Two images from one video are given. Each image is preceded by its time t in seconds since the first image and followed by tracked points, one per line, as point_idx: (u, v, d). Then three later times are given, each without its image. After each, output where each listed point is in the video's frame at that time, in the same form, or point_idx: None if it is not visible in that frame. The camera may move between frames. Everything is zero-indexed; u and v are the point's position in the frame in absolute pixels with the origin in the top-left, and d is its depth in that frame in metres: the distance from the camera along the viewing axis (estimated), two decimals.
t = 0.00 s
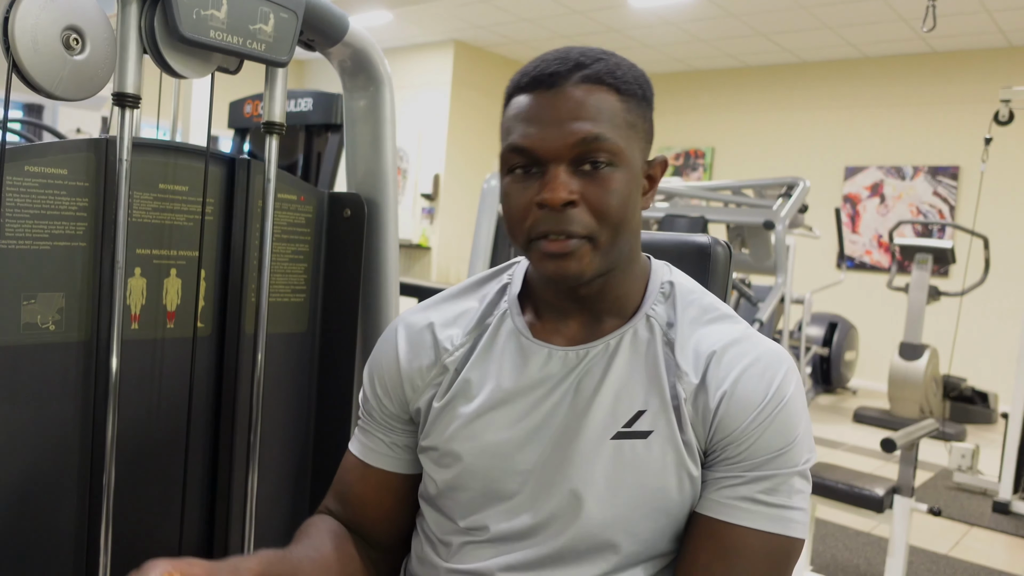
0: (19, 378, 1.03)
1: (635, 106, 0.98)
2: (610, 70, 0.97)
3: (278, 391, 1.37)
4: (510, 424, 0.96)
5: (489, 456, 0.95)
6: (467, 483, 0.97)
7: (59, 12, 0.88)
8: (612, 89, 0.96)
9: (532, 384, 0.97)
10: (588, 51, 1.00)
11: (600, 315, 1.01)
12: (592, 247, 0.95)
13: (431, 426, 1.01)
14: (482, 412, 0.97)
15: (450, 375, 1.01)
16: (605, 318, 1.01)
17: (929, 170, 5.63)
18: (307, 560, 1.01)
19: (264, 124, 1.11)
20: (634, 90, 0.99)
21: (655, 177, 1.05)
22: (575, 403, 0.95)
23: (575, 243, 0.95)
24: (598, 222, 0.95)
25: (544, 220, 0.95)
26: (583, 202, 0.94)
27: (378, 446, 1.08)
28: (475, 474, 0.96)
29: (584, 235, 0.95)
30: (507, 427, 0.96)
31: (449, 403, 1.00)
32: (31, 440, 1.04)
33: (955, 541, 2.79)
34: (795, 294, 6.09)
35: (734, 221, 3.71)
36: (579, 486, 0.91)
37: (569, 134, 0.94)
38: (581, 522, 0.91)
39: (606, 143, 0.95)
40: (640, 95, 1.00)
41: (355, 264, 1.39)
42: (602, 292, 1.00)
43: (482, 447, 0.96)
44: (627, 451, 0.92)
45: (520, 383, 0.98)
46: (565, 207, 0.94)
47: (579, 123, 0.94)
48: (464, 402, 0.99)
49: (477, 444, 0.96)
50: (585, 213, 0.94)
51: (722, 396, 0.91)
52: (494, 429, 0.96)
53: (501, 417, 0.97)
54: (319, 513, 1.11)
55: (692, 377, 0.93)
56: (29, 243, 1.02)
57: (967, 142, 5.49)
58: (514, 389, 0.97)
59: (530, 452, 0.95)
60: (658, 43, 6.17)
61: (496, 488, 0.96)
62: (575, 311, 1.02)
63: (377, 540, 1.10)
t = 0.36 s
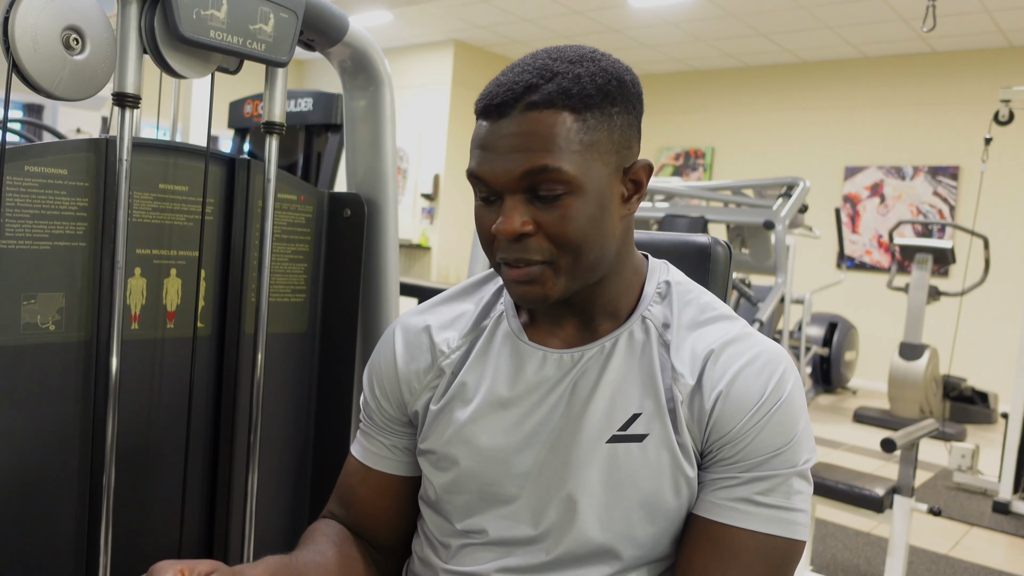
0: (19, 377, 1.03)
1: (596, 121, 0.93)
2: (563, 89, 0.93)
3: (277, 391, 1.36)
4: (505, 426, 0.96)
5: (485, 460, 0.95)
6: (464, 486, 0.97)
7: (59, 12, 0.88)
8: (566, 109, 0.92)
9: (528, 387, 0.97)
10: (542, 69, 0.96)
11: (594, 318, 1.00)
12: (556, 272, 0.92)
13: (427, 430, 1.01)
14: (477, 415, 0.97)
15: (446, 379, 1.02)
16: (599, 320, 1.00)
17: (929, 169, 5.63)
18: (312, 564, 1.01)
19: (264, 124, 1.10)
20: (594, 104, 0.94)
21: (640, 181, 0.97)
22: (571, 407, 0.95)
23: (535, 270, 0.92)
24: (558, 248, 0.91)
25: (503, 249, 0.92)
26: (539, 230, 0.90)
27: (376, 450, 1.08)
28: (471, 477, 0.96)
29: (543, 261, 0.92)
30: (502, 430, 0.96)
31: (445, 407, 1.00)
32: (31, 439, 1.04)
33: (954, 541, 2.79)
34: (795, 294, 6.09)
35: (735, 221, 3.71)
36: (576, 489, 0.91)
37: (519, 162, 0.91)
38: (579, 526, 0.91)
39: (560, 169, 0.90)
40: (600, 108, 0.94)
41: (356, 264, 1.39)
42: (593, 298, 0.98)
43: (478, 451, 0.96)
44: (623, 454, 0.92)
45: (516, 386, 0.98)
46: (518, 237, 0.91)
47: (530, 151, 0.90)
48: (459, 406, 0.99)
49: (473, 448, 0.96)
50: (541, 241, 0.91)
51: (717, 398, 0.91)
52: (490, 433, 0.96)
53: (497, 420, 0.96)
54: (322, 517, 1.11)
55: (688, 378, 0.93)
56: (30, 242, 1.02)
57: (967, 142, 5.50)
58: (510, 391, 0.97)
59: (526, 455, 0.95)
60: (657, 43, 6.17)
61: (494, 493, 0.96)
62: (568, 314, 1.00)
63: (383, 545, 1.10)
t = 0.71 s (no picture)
0: (20, 377, 1.03)
1: (580, 128, 0.93)
2: (547, 97, 0.93)
3: (277, 392, 1.36)
4: (510, 428, 0.96)
5: (489, 462, 0.95)
6: (468, 488, 0.97)
7: (59, 12, 0.89)
8: (550, 117, 0.92)
9: (533, 388, 0.97)
10: (529, 75, 0.96)
11: (598, 321, 1.00)
12: (542, 277, 0.93)
13: (429, 431, 1.01)
14: (482, 416, 0.97)
15: (450, 380, 1.02)
16: (603, 322, 1.00)
17: (929, 169, 5.63)
18: (318, 562, 1.01)
19: (264, 124, 1.10)
20: (580, 111, 0.94)
21: (636, 188, 0.97)
22: (576, 409, 0.95)
23: (519, 276, 0.92)
24: (541, 255, 0.91)
25: (489, 255, 0.93)
26: (522, 236, 0.90)
27: (378, 449, 1.08)
28: (475, 479, 0.96)
29: (528, 268, 0.92)
30: (507, 432, 0.96)
31: (448, 408, 1.00)
32: (30, 440, 1.04)
33: (954, 541, 2.79)
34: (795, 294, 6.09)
35: (735, 221, 3.71)
36: (580, 492, 0.92)
37: (501, 169, 0.91)
38: (583, 530, 0.91)
39: (542, 177, 0.89)
40: (586, 115, 0.94)
41: (356, 264, 1.39)
42: (594, 300, 0.99)
43: (483, 452, 0.96)
44: (627, 458, 0.92)
45: (521, 387, 0.98)
46: (500, 244, 0.91)
47: (512, 158, 0.91)
48: (463, 407, 0.99)
49: (476, 449, 0.96)
50: (525, 248, 0.91)
51: (723, 402, 0.91)
52: (495, 434, 0.96)
53: (502, 421, 0.96)
54: (324, 515, 1.10)
55: (694, 381, 0.93)
56: (29, 243, 1.02)
57: (967, 142, 5.50)
58: (515, 393, 0.98)
59: (530, 457, 0.95)
60: (657, 43, 6.17)
61: (497, 494, 0.96)
62: (572, 316, 1.00)
63: (384, 542, 1.09)
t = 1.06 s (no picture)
0: (19, 376, 1.03)
1: (589, 131, 0.93)
2: (557, 97, 0.93)
3: (277, 393, 1.36)
4: (511, 429, 0.96)
5: (490, 463, 0.95)
6: (469, 491, 0.97)
7: (59, 12, 0.89)
8: (559, 118, 0.92)
9: (535, 391, 0.97)
10: (540, 76, 0.96)
11: (599, 322, 1.00)
12: (545, 279, 0.93)
13: (431, 431, 1.01)
14: (484, 418, 0.97)
15: (452, 380, 1.02)
16: (604, 324, 1.00)
17: (930, 169, 5.63)
18: (317, 561, 1.01)
19: (264, 124, 1.10)
20: (589, 113, 0.94)
21: (642, 192, 0.97)
22: (577, 412, 0.95)
23: (523, 277, 0.92)
24: (546, 257, 0.91)
25: (494, 255, 0.93)
26: (527, 238, 0.90)
27: (379, 449, 1.08)
28: (477, 481, 0.96)
29: (532, 269, 0.92)
30: (508, 434, 0.96)
31: (449, 409, 1.00)
32: (29, 441, 1.04)
33: (954, 541, 2.79)
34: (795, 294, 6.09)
35: (735, 221, 3.71)
36: (581, 495, 0.92)
37: (508, 169, 0.91)
38: (584, 532, 0.91)
39: (549, 178, 0.89)
40: (595, 117, 0.94)
41: (356, 264, 1.39)
42: (596, 302, 0.99)
43: (484, 454, 0.96)
44: (628, 461, 0.92)
45: (523, 390, 0.98)
46: (505, 245, 0.91)
47: (521, 158, 0.90)
48: (464, 409, 0.99)
49: (478, 451, 0.96)
50: (529, 249, 0.91)
51: (725, 406, 0.91)
52: (496, 435, 0.96)
53: (503, 422, 0.96)
54: (324, 515, 1.10)
55: (696, 385, 0.93)
56: (29, 243, 1.02)
57: (967, 143, 5.50)
58: (516, 394, 0.98)
59: (532, 459, 0.95)
60: (657, 43, 6.17)
61: (498, 496, 0.96)
62: (573, 318, 1.00)
63: (384, 541, 1.09)
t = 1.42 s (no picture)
0: (19, 375, 1.02)
1: (592, 131, 0.93)
2: (560, 96, 0.93)
3: (277, 393, 1.36)
4: (511, 430, 0.96)
5: (490, 464, 0.95)
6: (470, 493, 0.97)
7: (59, 12, 0.88)
8: (563, 118, 0.92)
9: (535, 392, 0.97)
10: (544, 75, 0.96)
11: (599, 324, 1.00)
12: (546, 280, 0.92)
13: (431, 432, 1.01)
14: (484, 419, 0.97)
15: (453, 381, 1.02)
16: (604, 326, 1.00)
17: (930, 169, 5.63)
18: (318, 561, 1.01)
19: (264, 124, 1.10)
20: (592, 113, 0.94)
21: (644, 193, 0.97)
22: (577, 413, 0.95)
23: (524, 277, 0.92)
24: (547, 257, 0.91)
25: (495, 254, 0.92)
26: (529, 239, 0.90)
27: (379, 450, 1.08)
28: (477, 482, 0.96)
29: (532, 269, 0.92)
30: (508, 435, 0.96)
31: (449, 410, 1.00)
32: (29, 441, 1.04)
33: (955, 541, 2.79)
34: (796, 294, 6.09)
35: (735, 221, 3.71)
36: (582, 497, 0.91)
37: (510, 169, 0.90)
38: (584, 534, 0.91)
39: (551, 179, 0.89)
40: (598, 117, 0.94)
41: (356, 264, 1.39)
42: (597, 302, 0.99)
43: (484, 455, 0.96)
44: (628, 462, 0.92)
45: (523, 391, 0.98)
46: (507, 245, 0.91)
47: (523, 158, 0.90)
48: (465, 410, 0.99)
49: (478, 452, 0.96)
50: (530, 250, 0.91)
51: (725, 407, 0.91)
52: (496, 437, 0.96)
53: (504, 423, 0.96)
54: (324, 516, 1.09)
55: (696, 387, 0.93)
56: (29, 244, 1.02)
57: (967, 143, 5.50)
58: (516, 396, 0.98)
59: (532, 460, 0.95)
60: (657, 42, 6.17)
61: (499, 497, 0.96)
62: (574, 318, 1.00)
63: (382, 541, 1.09)
